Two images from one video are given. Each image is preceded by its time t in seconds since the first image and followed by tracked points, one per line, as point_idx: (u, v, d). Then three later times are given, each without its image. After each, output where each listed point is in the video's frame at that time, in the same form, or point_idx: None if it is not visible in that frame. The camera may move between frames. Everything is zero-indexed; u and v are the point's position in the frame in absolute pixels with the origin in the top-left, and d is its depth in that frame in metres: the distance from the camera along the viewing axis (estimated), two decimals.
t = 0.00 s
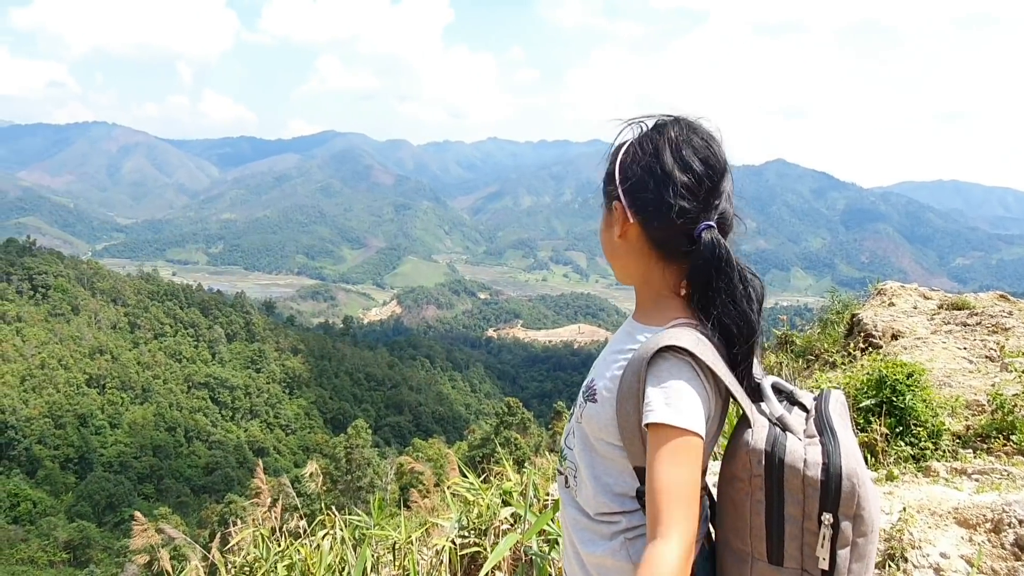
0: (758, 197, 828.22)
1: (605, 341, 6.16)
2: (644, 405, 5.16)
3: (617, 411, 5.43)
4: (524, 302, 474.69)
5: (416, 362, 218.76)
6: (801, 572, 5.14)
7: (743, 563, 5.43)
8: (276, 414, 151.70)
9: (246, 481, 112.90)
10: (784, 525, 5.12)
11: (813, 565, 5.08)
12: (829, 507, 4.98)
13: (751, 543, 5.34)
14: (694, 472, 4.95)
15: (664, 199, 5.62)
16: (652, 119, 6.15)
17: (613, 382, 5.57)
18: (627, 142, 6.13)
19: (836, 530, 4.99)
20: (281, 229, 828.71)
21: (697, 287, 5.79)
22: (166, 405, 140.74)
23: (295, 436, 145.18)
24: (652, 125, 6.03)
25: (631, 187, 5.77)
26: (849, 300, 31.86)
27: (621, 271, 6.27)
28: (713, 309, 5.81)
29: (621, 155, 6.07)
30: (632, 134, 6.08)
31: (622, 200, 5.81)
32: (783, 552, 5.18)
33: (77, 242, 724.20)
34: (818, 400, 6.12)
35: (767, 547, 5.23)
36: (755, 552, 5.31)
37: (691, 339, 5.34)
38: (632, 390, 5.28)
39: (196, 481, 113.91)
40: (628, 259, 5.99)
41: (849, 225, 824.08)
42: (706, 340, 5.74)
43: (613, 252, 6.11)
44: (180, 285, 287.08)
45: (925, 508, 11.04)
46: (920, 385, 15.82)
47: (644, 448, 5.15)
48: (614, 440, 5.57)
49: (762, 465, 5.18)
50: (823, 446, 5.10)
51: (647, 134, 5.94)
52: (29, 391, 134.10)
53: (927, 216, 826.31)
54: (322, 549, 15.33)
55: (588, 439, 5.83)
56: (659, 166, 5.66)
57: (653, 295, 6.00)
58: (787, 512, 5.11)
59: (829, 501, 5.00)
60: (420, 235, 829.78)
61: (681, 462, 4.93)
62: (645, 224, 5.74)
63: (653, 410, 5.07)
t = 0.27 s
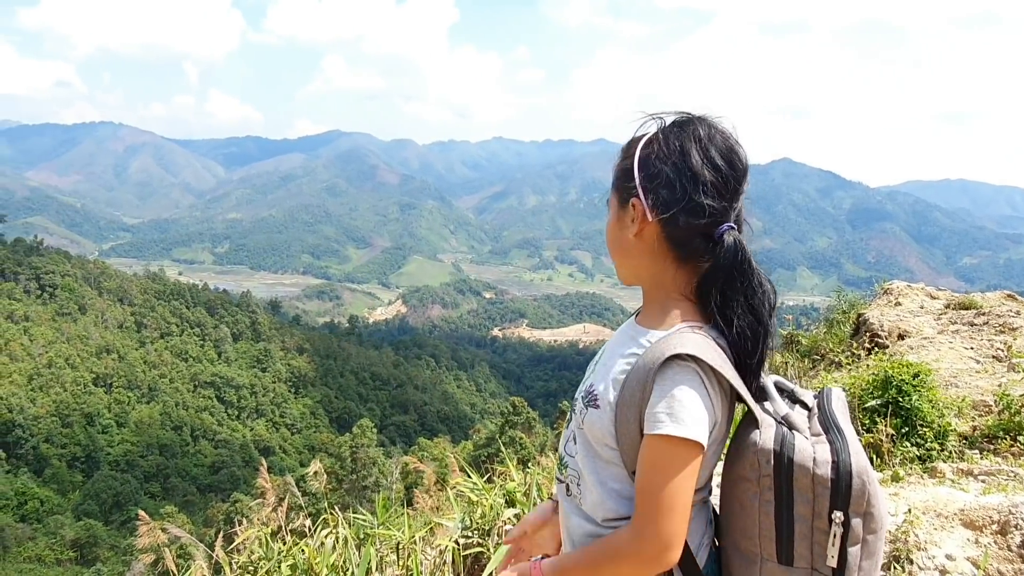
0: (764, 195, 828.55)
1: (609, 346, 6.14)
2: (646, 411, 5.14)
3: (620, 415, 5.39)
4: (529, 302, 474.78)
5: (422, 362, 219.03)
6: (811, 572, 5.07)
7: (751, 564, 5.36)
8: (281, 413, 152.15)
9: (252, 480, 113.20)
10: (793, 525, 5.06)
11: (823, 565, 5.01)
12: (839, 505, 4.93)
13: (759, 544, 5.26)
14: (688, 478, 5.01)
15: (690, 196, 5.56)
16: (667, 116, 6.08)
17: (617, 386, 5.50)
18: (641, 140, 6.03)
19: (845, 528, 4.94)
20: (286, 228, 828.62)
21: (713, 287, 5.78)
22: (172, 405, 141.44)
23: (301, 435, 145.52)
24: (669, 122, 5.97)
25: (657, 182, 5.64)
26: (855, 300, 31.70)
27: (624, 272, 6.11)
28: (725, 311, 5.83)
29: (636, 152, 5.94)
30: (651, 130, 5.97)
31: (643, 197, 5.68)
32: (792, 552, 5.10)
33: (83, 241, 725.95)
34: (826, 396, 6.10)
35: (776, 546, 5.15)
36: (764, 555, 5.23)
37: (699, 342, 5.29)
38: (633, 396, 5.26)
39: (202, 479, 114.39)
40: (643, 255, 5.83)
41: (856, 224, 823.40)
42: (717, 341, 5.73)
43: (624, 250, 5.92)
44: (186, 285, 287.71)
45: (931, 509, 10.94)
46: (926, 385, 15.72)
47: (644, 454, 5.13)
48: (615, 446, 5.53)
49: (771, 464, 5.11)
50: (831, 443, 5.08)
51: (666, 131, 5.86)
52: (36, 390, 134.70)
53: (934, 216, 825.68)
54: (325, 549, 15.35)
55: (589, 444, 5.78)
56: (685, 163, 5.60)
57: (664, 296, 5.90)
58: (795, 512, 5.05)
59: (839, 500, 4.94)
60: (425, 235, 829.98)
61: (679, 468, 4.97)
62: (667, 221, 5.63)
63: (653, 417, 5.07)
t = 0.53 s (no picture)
0: (774, 195, 828.41)
1: (614, 350, 6.02)
2: (665, 415, 5.07)
3: (636, 418, 5.27)
4: (537, 302, 474.83)
5: (430, 361, 219.60)
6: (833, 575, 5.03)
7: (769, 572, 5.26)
8: (290, 412, 152.99)
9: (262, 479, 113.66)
10: (816, 528, 5.00)
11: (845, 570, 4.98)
12: (863, 507, 4.93)
13: (780, 551, 5.15)
14: (715, 478, 4.91)
15: (724, 195, 5.55)
16: (682, 112, 5.96)
17: (631, 391, 5.38)
18: (657, 134, 5.83)
19: (868, 529, 4.94)
20: (295, 229, 827.90)
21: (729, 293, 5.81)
22: (182, 404, 142.42)
23: (310, 434, 146.20)
24: (686, 118, 5.87)
25: (693, 180, 5.49)
26: (865, 300, 31.51)
27: (631, 271, 5.89)
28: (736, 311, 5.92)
29: (657, 146, 5.74)
30: (670, 126, 5.86)
31: (670, 196, 5.51)
32: (813, 557, 5.04)
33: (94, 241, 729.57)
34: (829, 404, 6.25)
35: (799, 550, 5.06)
36: (784, 560, 5.13)
37: (718, 345, 5.23)
38: (651, 400, 5.16)
39: (212, 478, 115.09)
40: (667, 255, 5.68)
41: (866, 224, 825.01)
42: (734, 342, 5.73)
43: (642, 248, 5.71)
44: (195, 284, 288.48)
45: (941, 511, 10.78)
46: (936, 386, 15.57)
47: (663, 458, 5.08)
48: (630, 452, 5.43)
49: (793, 468, 5.03)
50: (851, 446, 5.10)
51: (687, 131, 5.76)
52: (48, 388, 135.52)
53: (945, 216, 825.13)
54: (333, 549, 15.36)
55: (599, 449, 5.67)
56: (722, 164, 5.57)
57: (681, 298, 5.83)
58: (819, 515, 4.99)
59: (864, 502, 4.95)
60: (434, 234, 830.42)
61: (704, 467, 4.88)
62: (701, 219, 5.56)
63: (675, 420, 4.99)
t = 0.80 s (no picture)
0: (786, 194, 828.38)
1: (623, 354, 5.92)
2: (688, 424, 4.95)
3: (653, 427, 5.14)
4: (547, 301, 474.44)
5: (440, 361, 220.00)
6: None
7: None
8: (301, 411, 153.89)
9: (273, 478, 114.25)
10: (838, 534, 4.94)
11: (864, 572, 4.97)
12: (886, 511, 4.93)
13: (801, 559, 5.05)
14: (742, 485, 4.82)
15: (742, 197, 5.54)
16: (693, 112, 5.89)
17: (647, 400, 5.26)
18: (670, 134, 5.73)
19: (890, 532, 4.93)
20: (305, 229, 828.31)
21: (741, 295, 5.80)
22: (194, 403, 143.46)
23: (320, 433, 146.94)
24: (698, 116, 5.81)
25: (712, 183, 5.44)
26: (877, 300, 31.26)
27: (645, 274, 5.74)
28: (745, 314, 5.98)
29: (672, 147, 5.64)
30: (684, 125, 5.76)
31: (688, 198, 5.42)
32: (834, 562, 4.99)
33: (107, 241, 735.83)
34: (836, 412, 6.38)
35: (821, 557, 4.97)
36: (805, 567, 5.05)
37: (737, 351, 5.13)
38: (672, 408, 5.03)
39: (224, 477, 115.85)
40: (684, 258, 5.61)
41: (878, 223, 826.17)
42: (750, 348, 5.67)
43: (660, 251, 5.58)
44: (206, 284, 289.72)
45: (953, 514, 10.63)
46: (948, 387, 15.38)
47: (684, 468, 4.98)
48: (646, 462, 5.31)
49: (817, 475, 4.94)
50: (869, 451, 5.12)
51: (703, 130, 5.67)
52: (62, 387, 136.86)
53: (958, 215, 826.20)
54: (341, 549, 15.37)
55: (612, 459, 5.55)
56: (741, 165, 5.55)
57: (696, 301, 5.75)
58: (840, 520, 4.95)
59: (887, 507, 4.95)
60: (444, 234, 830.98)
61: (730, 475, 4.80)
62: (721, 221, 5.52)
63: (696, 430, 4.90)
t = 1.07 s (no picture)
0: (797, 194, 828.22)
1: (632, 358, 5.83)
2: (698, 432, 4.88)
3: (662, 436, 5.08)
4: (556, 301, 474.11)
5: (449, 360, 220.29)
6: None
7: None
8: (311, 411, 154.68)
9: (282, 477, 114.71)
10: (855, 542, 4.87)
11: None
12: (903, 518, 4.88)
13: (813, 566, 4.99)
14: (753, 496, 4.76)
15: (753, 196, 5.50)
16: (700, 114, 5.84)
17: (656, 409, 5.20)
18: (677, 134, 5.69)
19: (906, 539, 4.88)
20: (315, 228, 828.42)
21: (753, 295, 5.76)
22: (205, 402, 144.42)
23: (330, 433, 147.63)
24: (703, 115, 5.79)
25: (724, 181, 5.40)
26: (888, 300, 30.97)
27: (655, 279, 5.66)
28: (757, 318, 5.97)
29: (679, 146, 5.61)
30: (691, 126, 5.73)
31: (699, 199, 5.35)
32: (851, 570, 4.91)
33: (119, 242, 739.98)
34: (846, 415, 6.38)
35: (837, 563, 4.91)
36: None
37: (747, 358, 5.07)
38: (682, 416, 4.98)
39: (234, 476, 116.50)
40: (695, 261, 5.54)
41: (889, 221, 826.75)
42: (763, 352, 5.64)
43: (671, 253, 5.50)
44: (216, 284, 290.98)
45: (964, 515, 10.52)
46: (961, 388, 15.23)
47: (694, 477, 4.92)
48: (655, 470, 5.24)
49: (833, 484, 4.86)
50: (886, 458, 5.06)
51: (710, 130, 5.63)
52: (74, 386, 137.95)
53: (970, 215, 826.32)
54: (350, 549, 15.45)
55: (618, 468, 5.49)
56: (752, 163, 5.52)
57: (706, 307, 5.70)
58: (857, 528, 4.88)
59: (905, 513, 4.89)
60: (453, 234, 831.08)
61: (742, 486, 4.73)
62: (733, 220, 5.45)
63: (709, 438, 4.82)
